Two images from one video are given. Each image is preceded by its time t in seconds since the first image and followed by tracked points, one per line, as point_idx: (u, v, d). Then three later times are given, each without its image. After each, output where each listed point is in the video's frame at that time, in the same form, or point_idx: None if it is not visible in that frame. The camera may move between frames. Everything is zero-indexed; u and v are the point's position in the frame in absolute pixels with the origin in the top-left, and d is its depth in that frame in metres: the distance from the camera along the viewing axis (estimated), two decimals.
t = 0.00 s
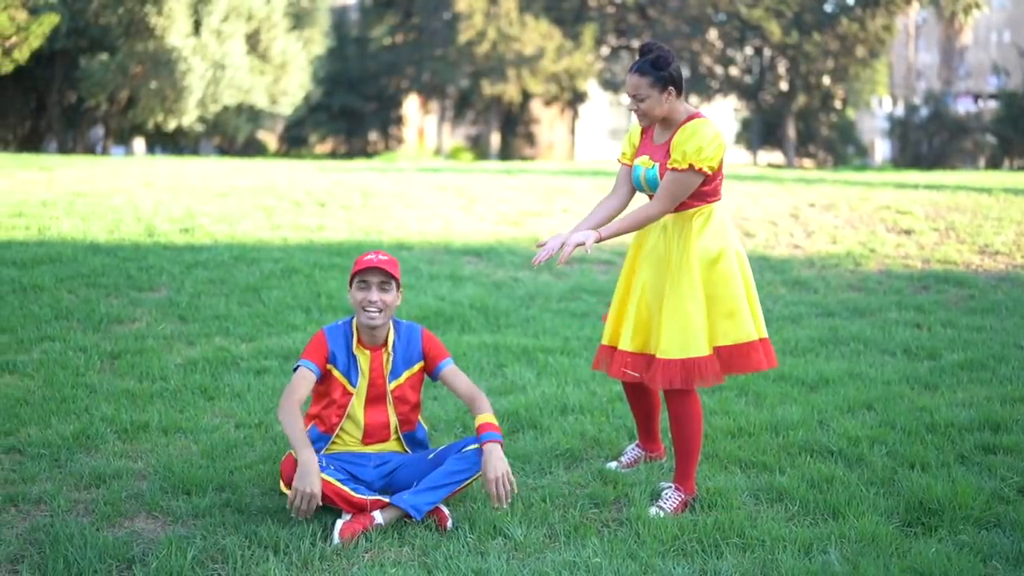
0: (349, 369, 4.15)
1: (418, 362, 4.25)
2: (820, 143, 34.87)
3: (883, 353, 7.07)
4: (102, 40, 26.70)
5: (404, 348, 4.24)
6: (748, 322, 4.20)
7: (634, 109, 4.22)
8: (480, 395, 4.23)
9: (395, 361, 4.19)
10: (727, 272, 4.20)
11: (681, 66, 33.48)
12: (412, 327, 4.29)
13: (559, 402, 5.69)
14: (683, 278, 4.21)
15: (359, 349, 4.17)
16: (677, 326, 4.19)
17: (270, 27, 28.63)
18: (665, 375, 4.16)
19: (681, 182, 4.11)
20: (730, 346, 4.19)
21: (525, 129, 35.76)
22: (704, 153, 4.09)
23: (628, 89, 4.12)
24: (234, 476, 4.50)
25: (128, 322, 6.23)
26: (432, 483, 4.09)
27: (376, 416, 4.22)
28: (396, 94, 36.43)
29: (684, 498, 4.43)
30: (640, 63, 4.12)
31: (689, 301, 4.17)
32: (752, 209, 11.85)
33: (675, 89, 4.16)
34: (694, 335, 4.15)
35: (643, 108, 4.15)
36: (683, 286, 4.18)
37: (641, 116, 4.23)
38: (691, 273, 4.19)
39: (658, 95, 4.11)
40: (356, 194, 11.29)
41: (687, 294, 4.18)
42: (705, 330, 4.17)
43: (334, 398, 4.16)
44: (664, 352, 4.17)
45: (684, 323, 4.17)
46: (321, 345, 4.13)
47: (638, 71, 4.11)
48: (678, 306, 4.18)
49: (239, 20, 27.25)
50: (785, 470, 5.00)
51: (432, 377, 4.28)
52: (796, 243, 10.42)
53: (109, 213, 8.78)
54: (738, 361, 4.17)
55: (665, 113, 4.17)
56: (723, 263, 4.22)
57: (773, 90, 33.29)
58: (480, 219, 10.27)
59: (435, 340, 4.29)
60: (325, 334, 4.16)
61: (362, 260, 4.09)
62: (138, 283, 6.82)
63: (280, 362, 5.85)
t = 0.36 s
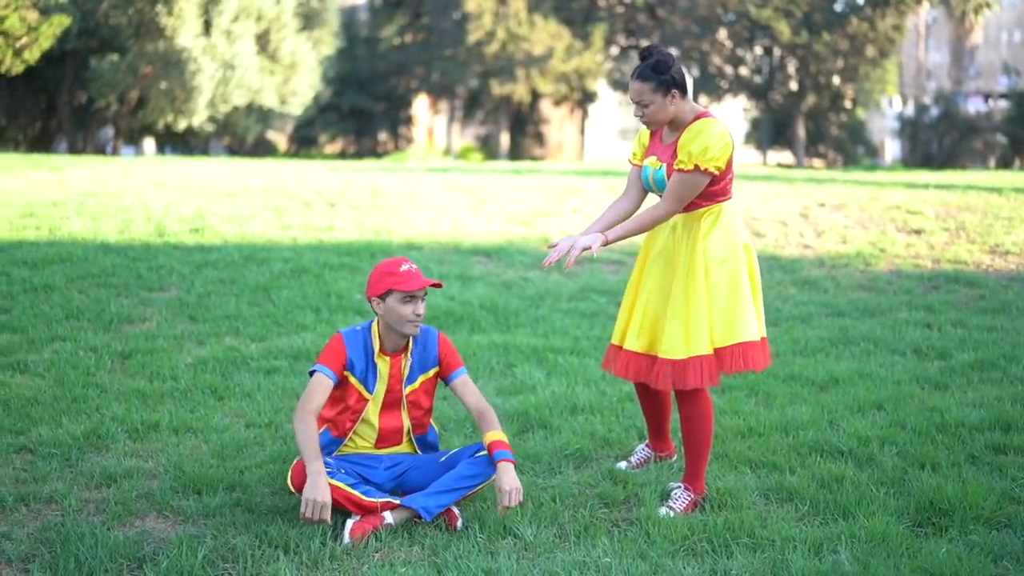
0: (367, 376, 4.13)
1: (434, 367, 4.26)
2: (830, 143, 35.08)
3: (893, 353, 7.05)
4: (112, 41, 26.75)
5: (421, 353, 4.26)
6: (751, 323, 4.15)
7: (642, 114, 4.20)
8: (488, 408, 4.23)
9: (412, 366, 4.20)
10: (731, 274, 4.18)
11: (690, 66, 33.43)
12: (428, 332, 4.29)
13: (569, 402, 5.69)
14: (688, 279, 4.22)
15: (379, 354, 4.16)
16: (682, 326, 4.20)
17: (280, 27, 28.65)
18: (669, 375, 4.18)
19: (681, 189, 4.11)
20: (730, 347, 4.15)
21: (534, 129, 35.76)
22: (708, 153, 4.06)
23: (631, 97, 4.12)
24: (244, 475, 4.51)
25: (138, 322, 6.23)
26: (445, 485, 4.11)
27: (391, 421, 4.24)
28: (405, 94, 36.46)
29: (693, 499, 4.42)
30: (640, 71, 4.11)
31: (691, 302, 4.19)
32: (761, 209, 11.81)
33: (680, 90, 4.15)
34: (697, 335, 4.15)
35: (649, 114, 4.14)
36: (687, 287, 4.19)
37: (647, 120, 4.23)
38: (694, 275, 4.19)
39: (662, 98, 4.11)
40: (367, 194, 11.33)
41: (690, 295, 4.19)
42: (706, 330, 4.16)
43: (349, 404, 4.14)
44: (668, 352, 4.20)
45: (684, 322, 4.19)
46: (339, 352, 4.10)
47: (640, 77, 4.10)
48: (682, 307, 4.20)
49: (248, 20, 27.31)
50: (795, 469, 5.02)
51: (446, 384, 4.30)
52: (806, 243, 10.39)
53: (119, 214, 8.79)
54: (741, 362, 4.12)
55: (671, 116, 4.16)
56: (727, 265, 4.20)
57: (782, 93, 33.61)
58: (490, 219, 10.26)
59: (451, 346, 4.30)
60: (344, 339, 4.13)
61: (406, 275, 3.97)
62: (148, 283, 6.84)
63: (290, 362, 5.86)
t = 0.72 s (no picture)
0: (372, 375, 4.14)
1: (440, 363, 4.26)
2: (839, 143, 35.01)
3: (902, 352, 7.03)
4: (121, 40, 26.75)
5: (426, 348, 4.26)
6: (755, 319, 4.14)
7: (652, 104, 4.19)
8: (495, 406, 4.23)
9: (418, 362, 4.21)
10: (734, 270, 4.15)
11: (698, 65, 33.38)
12: (433, 328, 4.29)
13: (577, 400, 5.69)
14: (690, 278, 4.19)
15: (384, 352, 4.16)
16: (685, 322, 4.19)
17: (288, 27, 28.67)
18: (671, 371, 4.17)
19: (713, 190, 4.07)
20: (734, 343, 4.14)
21: (542, 128, 35.74)
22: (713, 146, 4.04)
23: (645, 85, 4.10)
24: (251, 474, 4.52)
25: (146, 320, 6.22)
26: (452, 485, 4.11)
27: (399, 418, 4.25)
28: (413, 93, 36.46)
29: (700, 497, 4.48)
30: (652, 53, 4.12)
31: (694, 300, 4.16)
32: (770, 207, 11.77)
33: (692, 82, 4.15)
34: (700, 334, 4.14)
35: (663, 103, 4.13)
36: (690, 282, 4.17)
37: (659, 111, 4.21)
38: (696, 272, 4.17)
39: (676, 88, 4.10)
40: (376, 192, 11.35)
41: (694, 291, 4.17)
42: (709, 327, 4.14)
43: (356, 404, 4.16)
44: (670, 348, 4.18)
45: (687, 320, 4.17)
46: (343, 353, 4.10)
47: (654, 66, 4.09)
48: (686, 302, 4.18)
49: (256, 19, 27.34)
50: (803, 468, 5.11)
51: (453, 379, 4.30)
52: (815, 242, 10.36)
53: (127, 213, 8.79)
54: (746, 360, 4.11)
55: (682, 108, 4.15)
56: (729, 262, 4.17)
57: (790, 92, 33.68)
58: (498, 218, 10.25)
59: (457, 341, 4.28)
60: (347, 339, 4.13)
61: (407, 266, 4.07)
62: (155, 281, 6.83)
63: (298, 360, 5.86)
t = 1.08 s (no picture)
0: (374, 367, 4.28)
1: (441, 356, 4.43)
2: (847, 142, 34.78)
3: (911, 351, 7.00)
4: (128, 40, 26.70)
5: (428, 342, 4.42)
6: (734, 318, 4.11)
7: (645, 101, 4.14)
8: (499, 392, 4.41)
9: (419, 354, 4.37)
10: (718, 268, 4.14)
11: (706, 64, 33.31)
12: (432, 322, 4.46)
13: (584, 399, 5.68)
14: (674, 275, 4.18)
15: (384, 344, 4.32)
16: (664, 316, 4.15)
17: (295, 26, 28.69)
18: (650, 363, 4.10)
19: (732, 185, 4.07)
20: (713, 340, 4.08)
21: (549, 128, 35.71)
22: (719, 141, 4.04)
23: (644, 81, 4.04)
24: (258, 473, 4.52)
25: (153, 319, 6.20)
26: (460, 482, 4.22)
27: (402, 412, 4.37)
28: (420, 92, 36.45)
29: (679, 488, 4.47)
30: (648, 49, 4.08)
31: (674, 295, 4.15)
32: (778, 206, 11.70)
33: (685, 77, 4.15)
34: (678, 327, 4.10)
35: (663, 99, 4.09)
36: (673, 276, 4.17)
37: (653, 108, 4.16)
38: (680, 267, 4.16)
39: (674, 82, 4.07)
40: (382, 190, 11.38)
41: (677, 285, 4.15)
42: (687, 321, 4.11)
43: (359, 396, 4.27)
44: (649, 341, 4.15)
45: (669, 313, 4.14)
46: (343, 346, 4.25)
47: (653, 62, 4.04)
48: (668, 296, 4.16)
49: (264, 19, 27.39)
50: (812, 467, 5.11)
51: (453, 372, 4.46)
52: (824, 241, 10.30)
53: (135, 212, 8.78)
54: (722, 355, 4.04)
55: (678, 104, 4.13)
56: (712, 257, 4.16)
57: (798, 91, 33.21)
58: (506, 217, 10.25)
59: (456, 335, 4.47)
60: (347, 333, 4.29)
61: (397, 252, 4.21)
62: (163, 280, 6.81)
63: (305, 359, 5.85)
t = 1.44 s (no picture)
0: (387, 358, 4.32)
1: (454, 353, 4.45)
2: (856, 141, 34.71)
3: (924, 349, 6.94)
4: (138, 38, 26.64)
5: (442, 338, 4.44)
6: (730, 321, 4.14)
7: (654, 111, 3.97)
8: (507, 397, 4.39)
9: (433, 349, 4.39)
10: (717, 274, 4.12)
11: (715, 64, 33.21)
12: (448, 319, 4.48)
13: (596, 396, 5.65)
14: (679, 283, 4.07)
15: (397, 336, 4.35)
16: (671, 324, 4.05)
17: (304, 25, 28.72)
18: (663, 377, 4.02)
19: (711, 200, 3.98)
20: (708, 345, 4.14)
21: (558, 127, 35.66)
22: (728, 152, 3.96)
23: (661, 96, 3.86)
24: (269, 469, 4.50)
25: (163, 316, 6.18)
26: (470, 479, 4.19)
27: (414, 407, 4.38)
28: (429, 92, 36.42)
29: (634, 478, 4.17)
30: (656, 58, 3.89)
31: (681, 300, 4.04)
32: (790, 204, 11.61)
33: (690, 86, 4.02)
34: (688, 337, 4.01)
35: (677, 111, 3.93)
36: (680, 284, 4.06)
37: (659, 119, 4.00)
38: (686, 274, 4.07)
39: (684, 94, 3.93)
40: (390, 188, 11.36)
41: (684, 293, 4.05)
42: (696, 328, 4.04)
43: (372, 385, 4.31)
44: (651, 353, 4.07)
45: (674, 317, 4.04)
46: (358, 336, 4.30)
47: (667, 74, 3.85)
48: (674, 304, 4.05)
49: (273, 18, 27.42)
50: (827, 465, 5.07)
51: (466, 370, 4.46)
52: (836, 238, 10.19)
53: (145, 209, 8.77)
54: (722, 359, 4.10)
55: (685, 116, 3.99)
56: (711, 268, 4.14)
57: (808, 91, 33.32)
58: (516, 214, 10.21)
59: (471, 332, 4.49)
60: (362, 324, 4.33)
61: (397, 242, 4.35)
62: (173, 277, 6.79)
63: (315, 356, 5.83)
